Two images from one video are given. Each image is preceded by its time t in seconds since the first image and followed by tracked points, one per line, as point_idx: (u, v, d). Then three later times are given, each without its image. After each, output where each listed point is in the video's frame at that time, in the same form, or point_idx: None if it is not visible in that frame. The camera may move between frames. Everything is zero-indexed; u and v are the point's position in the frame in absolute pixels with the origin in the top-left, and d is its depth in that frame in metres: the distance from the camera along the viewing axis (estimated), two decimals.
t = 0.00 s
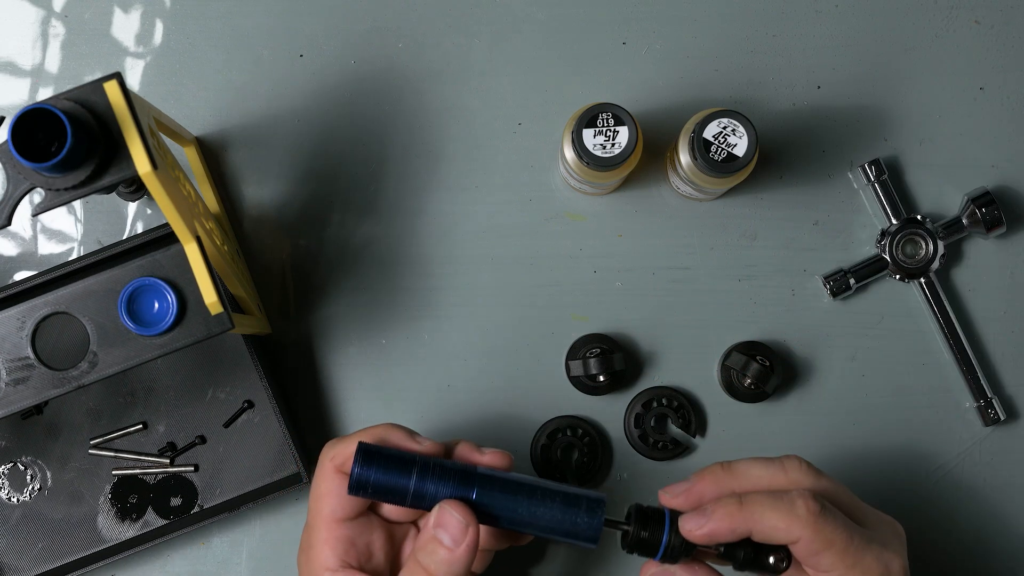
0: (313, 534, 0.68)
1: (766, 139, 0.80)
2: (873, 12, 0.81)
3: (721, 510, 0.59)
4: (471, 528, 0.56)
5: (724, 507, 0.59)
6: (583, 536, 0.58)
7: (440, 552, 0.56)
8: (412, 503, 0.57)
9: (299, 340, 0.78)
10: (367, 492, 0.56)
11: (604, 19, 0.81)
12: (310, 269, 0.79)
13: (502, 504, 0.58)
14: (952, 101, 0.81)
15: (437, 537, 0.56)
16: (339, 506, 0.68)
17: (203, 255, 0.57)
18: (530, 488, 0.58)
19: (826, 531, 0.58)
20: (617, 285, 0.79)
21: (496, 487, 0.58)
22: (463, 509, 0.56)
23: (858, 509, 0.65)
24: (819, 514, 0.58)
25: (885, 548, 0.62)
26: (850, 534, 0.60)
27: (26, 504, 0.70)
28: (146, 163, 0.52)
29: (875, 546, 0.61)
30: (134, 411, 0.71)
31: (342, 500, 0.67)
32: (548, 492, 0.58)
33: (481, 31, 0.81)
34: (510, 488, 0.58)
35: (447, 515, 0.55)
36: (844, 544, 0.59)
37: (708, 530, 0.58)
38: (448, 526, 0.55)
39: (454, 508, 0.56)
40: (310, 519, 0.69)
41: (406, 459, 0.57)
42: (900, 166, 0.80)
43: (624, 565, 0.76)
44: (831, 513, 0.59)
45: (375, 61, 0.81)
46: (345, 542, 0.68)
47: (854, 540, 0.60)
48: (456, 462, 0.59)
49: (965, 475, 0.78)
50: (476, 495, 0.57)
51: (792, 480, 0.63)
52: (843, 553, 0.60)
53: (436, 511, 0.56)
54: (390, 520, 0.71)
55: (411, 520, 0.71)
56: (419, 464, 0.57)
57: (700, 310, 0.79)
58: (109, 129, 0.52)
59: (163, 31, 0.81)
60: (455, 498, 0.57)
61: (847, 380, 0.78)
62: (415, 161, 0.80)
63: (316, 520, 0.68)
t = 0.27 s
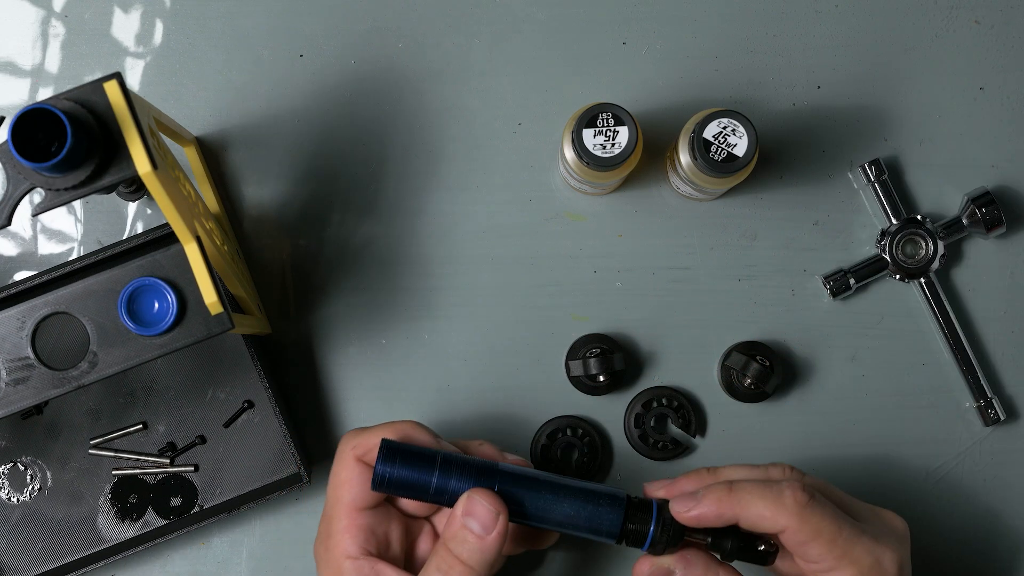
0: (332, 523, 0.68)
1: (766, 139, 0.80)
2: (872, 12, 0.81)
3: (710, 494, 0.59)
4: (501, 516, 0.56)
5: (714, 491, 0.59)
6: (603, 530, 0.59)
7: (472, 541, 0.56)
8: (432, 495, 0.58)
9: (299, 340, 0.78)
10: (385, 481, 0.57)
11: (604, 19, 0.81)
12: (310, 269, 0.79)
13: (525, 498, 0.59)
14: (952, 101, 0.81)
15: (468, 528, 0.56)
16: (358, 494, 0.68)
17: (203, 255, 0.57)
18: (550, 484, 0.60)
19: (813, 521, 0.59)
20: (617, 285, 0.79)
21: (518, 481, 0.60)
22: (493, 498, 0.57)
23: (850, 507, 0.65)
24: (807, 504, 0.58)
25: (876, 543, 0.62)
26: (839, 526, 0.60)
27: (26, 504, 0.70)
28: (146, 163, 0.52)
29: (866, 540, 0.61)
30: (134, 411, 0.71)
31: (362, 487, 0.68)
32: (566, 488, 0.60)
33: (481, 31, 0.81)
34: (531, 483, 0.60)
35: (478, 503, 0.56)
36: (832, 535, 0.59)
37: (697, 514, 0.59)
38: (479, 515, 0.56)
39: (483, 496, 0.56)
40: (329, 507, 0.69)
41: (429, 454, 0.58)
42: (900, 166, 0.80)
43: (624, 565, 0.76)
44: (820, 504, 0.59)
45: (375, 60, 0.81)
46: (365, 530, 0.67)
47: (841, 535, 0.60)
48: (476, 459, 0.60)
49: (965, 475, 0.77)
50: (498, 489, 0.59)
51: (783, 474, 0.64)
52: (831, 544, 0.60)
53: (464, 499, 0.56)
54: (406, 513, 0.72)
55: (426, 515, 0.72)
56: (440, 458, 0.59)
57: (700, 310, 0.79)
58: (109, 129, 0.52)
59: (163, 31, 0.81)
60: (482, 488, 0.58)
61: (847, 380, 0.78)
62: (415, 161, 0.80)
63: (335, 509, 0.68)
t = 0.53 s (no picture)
0: (342, 521, 0.69)
1: (766, 139, 0.80)
2: (872, 12, 0.81)
3: (712, 485, 0.60)
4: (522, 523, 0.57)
5: (715, 483, 0.60)
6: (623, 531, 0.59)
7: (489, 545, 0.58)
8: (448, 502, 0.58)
9: (299, 340, 0.78)
10: (399, 489, 0.56)
11: (604, 19, 0.81)
12: (310, 269, 0.79)
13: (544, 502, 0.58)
14: (952, 101, 0.81)
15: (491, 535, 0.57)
16: (371, 497, 0.68)
17: (203, 255, 0.57)
18: (567, 486, 0.59)
19: (814, 515, 0.59)
20: (617, 285, 0.79)
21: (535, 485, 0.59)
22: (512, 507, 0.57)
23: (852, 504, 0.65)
24: (808, 498, 0.59)
25: (879, 540, 0.62)
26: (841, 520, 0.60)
27: (26, 504, 0.70)
28: (146, 163, 0.52)
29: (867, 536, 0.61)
30: (134, 411, 0.71)
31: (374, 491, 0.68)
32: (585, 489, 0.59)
33: (481, 31, 0.81)
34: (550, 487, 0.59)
35: (500, 512, 0.56)
36: (832, 530, 0.60)
37: (699, 504, 0.60)
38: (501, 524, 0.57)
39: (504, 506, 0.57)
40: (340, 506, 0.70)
41: (443, 462, 0.58)
42: (900, 166, 0.80)
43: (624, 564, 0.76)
44: (821, 497, 0.60)
45: (375, 60, 0.81)
46: (373, 532, 0.68)
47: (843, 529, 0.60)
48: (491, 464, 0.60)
49: (965, 475, 0.77)
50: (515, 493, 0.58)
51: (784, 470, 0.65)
52: (831, 539, 0.60)
53: (484, 508, 0.57)
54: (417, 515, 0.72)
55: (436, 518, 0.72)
56: (455, 466, 0.58)
57: (700, 310, 0.79)
58: (109, 129, 0.52)
59: (163, 31, 0.81)
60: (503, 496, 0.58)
61: (847, 380, 0.78)
62: (415, 161, 0.80)
63: (347, 508, 0.69)
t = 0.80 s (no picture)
0: (359, 521, 0.69)
1: (766, 139, 0.80)
2: (872, 12, 0.81)
3: (721, 472, 0.62)
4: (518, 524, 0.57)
5: (724, 468, 0.62)
6: (633, 523, 0.57)
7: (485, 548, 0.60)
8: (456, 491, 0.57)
9: (299, 340, 0.78)
10: (409, 476, 0.56)
11: (604, 19, 0.81)
12: (310, 269, 0.79)
13: (551, 496, 0.57)
14: (952, 101, 0.81)
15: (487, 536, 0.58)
16: (390, 497, 0.68)
17: (203, 255, 0.57)
18: (575, 476, 0.57)
19: (823, 498, 0.60)
20: (617, 285, 0.79)
21: (544, 476, 0.57)
22: (510, 509, 0.57)
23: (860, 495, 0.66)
24: (816, 481, 0.61)
25: (889, 526, 0.62)
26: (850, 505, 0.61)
27: (26, 504, 0.70)
28: (146, 163, 0.52)
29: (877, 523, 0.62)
30: (134, 411, 0.71)
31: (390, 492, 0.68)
32: (595, 481, 0.57)
33: (481, 31, 0.81)
34: (559, 479, 0.57)
35: (495, 516, 0.57)
36: (842, 514, 0.61)
37: (708, 488, 0.61)
38: (498, 528, 0.57)
39: (500, 508, 0.57)
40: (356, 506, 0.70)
41: (453, 452, 0.57)
42: (900, 166, 0.80)
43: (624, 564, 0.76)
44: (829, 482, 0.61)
45: (375, 61, 0.81)
46: (389, 533, 0.68)
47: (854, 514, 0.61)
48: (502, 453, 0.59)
49: (965, 475, 0.78)
50: (523, 485, 0.57)
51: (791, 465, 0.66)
52: (841, 524, 0.61)
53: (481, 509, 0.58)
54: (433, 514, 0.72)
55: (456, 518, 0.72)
56: (465, 454, 0.57)
57: (700, 310, 0.79)
58: (108, 129, 0.52)
59: (163, 31, 0.81)
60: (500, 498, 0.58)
61: (847, 380, 0.78)
62: (415, 161, 0.80)
63: (365, 508, 0.69)
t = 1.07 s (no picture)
0: (340, 523, 0.69)
1: (766, 139, 0.80)
2: (872, 12, 0.81)
3: (698, 493, 0.62)
4: (469, 511, 0.55)
5: (701, 490, 0.62)
6: (605, 540, 0.59)
7: (454, 545, 0.56)
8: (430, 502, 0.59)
9: (299, 340, 0.78)
10: (384, 486, 0.58)
11: (603, 19, 0.81)
12: (310, 269, 0.79)
13: (527, 509, 0.59)
14: (952, 101, 0.81)
15: (442, 528, 0.55)
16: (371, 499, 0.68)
17: (203, 255, 0.57)
18: (547, 493, 0.60)
19: (797, 527, 0.61)
20: (617, 285, 0.79)
21: (519, 490, 0.60)
22: (458, 498, 0.56)
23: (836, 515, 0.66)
24: (792, 511, 0.61)
25: (859, 554, 0.63)
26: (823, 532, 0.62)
27: (26, 504, 0.70)
28: (146, 163, 0.52)
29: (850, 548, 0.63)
30: (134, 411, 0.71)
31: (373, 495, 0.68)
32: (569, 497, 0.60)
33: (481, 31, 0.81)
34: (534, 494, 0.60)
35: (439, 506, 0.55)
36: (814, 543, 0.61)
37: (685, 509, 0.61)
38: (449, 519, 0.55)
39: (446, 497, 0.55)
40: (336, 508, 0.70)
41: (430, 464, 0.59)
42: (900, 166, 0.80)
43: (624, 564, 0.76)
44: (803, 509, 0.62)
45: (375, 60, 0.81)
46: (372, 534, 0.68)
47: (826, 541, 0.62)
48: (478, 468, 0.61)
49: (965, 475, 0.78)
50: (498, 498, 0.59)
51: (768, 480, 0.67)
52: (813, 552, 0.61)
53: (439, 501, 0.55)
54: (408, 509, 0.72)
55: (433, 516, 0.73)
56: (441, 467, 0.59)
57: (700, 310, 0.79)
58: (109, 129, 0.52)
59: (163, 31, 0.81)
60: (449, 492, 0.56)
61: (847, 380, 0.78)
62: (415, 161, 0.80)
63: (346, 512, 0.69)
